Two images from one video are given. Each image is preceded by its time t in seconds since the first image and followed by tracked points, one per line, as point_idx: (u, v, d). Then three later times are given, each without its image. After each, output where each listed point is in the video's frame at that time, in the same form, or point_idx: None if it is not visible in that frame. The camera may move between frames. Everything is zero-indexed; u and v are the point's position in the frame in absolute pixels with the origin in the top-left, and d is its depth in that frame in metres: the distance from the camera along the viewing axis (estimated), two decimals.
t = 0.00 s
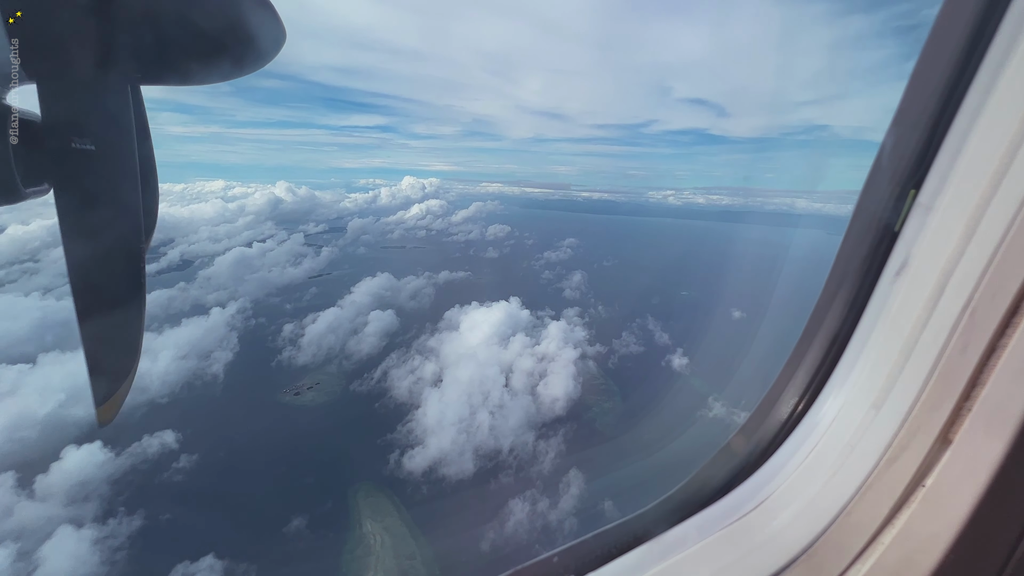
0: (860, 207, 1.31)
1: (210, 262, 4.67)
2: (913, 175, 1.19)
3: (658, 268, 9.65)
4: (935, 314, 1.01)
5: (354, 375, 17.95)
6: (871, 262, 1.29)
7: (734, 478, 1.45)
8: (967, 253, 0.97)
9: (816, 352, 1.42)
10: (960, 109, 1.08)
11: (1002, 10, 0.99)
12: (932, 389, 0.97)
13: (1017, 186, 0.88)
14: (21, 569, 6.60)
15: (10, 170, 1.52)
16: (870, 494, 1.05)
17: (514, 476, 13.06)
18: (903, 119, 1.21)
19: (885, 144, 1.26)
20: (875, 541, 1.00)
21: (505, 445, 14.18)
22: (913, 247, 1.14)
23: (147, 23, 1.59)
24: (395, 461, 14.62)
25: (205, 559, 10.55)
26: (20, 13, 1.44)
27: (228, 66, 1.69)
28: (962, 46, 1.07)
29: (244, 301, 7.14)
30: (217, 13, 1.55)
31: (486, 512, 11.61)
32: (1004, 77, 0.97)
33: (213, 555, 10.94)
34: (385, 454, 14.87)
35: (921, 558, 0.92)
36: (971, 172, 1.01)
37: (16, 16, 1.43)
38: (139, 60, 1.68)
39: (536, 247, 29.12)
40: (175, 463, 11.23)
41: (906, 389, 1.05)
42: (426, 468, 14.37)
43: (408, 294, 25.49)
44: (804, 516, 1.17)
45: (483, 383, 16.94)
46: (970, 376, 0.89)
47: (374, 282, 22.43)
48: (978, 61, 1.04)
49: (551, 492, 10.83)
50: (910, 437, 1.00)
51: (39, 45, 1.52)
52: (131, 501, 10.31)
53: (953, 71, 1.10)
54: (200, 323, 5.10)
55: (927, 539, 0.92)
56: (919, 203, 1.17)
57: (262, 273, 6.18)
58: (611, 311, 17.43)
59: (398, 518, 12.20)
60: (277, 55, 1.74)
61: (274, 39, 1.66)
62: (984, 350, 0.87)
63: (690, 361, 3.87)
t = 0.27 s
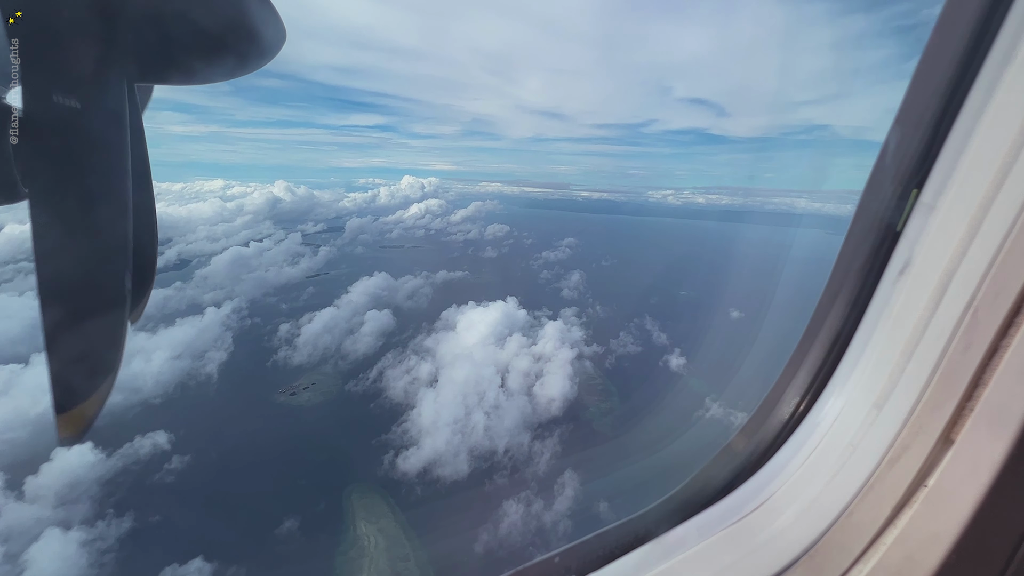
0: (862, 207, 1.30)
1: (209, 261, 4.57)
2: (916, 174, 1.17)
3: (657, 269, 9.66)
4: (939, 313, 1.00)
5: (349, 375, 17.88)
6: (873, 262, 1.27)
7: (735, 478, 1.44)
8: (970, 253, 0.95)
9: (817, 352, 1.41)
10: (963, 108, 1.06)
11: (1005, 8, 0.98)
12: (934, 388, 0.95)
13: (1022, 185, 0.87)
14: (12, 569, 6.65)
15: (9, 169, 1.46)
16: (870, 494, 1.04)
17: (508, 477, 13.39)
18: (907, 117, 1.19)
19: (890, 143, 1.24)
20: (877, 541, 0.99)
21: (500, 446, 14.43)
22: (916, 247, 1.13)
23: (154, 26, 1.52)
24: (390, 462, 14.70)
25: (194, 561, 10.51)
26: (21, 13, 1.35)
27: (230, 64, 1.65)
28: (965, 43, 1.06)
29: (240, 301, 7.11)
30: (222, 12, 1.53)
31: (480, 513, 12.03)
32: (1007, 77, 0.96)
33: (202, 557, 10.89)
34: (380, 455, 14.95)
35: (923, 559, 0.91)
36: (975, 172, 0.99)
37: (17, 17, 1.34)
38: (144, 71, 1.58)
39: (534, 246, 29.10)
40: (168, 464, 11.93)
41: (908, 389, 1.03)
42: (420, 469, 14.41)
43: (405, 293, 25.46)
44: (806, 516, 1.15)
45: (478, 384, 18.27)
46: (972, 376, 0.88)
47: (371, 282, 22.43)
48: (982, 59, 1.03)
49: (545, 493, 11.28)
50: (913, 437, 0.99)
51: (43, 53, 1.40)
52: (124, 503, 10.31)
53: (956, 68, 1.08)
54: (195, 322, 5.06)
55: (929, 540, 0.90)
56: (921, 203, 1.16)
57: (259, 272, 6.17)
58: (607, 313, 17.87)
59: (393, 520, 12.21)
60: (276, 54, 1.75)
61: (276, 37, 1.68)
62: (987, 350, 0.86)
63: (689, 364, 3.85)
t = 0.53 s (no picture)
0: (863, 208, 1.30)
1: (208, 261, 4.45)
2: (918, 176, 1.18)
3: (656, 271, 9.67)
4: (941, 314, 1.00)
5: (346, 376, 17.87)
6: (874, 265, 1.28)
7: (736, 479, 1.44)
8: (971, 256, 0.96)
9: (818, 354, 1.42)
10: (964, 111, 1.06)
11: (1009, 10, 0.98)
12: (936, 391, 0.96)
13: None
14: None
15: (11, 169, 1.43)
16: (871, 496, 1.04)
17: (504, 478, 13.50)
18: (908, 119, 1.19)
19: (892, 145, 1.24)
20: (880, 542, 0.99)
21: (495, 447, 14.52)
22: (919, 250, 1.13)
23: (148, 24, 1.49)
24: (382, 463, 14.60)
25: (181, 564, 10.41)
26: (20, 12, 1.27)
27: (228, 64, 1.64)
28: (967, 48, 1.06)
29: (236, 302, 7.05)
30: (217, 10, 1.50)
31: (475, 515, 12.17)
32: (1010, 79, 0.96)
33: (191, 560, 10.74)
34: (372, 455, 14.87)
35: (925, 561, 0.91)
36: (978, 174, 0.99)
37: (16, 17, 1.26)
38: (138, 68, 1.56)
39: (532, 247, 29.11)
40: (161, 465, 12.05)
41: (911, 390, 1.04)
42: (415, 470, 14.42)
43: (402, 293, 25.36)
44: (808, 517, 1.16)
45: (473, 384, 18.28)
46: (973, 378, 0.89)
47: (368, 281, 22.41)
48: (982, 62, 1.03)
49: (539, 495, 11.51)
50: (915, 439, 0.99)
51: (40, 53, 1.34)
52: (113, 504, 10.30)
53: (958, 69, 1.08)
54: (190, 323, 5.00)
55: (932, 542, 0.90)
56: (923, 204, 1.16)
57: (256, 272, 6.16)
58: (605, 313, 18.14)
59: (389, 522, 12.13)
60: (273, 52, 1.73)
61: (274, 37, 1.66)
62: (989, 351, 0.86)
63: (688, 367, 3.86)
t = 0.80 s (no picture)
0: (864, 208, 1.29)
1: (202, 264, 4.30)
2: (917, 176, 1.18)
3: (655, 271, 9.63)
4: (940, 314, 1.00)
5: (341, 376, 17.81)
6: (874, 265, 1.28)
7: (736, 479, 1.44)
8: (970, 256, 0.96)
9: (818, 353, 1.41)
10: (964, 111, 1.06)
11: (1008, 10, 0.98)
12: (936, 390, 0.96)
13: None
14: None
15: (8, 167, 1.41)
16: (871, 497, 1.04)
17: (498, 480, 13.79)
18: (908, 120, 1.19)
19: (893, 144, 1.23)
20: (880, 542, 0.99)
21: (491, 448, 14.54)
22: (919, 250, 1.12)
23: (150, 23, 1.46)
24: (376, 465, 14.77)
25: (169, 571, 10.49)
26: (21, 13, 1.33)
27: (230, 63, 1.60)
28: (968, 47, 1.06)
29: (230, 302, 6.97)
30: (220, 9, 1.45)
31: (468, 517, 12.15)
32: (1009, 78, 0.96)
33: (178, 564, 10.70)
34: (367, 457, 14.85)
35: (924, 561, 0.91)
36: (978, 174, 0.99)
37: (16, 16, 1.32)
38: (141, 66, 1.53)
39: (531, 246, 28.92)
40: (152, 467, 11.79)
41: (910, 390, 1.04)
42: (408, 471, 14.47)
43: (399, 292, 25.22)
44: (808, 517, 1.16)
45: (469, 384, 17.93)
46: (973, 377, 0.88)
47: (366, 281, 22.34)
48: (983, 62, 1.03)
49: (533, 497, 11.67)
50: (915, 439, 0.99)
51: (40, 53, 1.38)
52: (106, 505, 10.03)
53: (960, 67, 1.08)
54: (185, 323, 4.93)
55: (930, 542, 0.90)
56: (924, 204, 1.16)
57: (253, 272, 6.13)
58: (603, 313, 18.25)
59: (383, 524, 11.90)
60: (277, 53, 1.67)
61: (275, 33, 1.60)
62: (988, 351, 0.86)
63: (687, 367, 3.84)
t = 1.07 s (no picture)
0: (863, 208, 1.30)
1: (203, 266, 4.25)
2: (917, 176, 1.18)
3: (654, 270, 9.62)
4: (940, 314, 1.01)
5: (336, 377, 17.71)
6: (874, 265, 1.28)
7: (736, 478, 1.44)
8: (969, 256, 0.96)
9: (818, 353, 1.42)
10: (964, 111, 1.07)
11: (1008, 10, 0.98)
12: (935, 389, 0.96)
13: None
14: None
15: (10, 169, 1.42)
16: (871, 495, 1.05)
17: (494, 482, 13.93)
18: (908, 119, 1.19)
19: (892, 144, 1.24)
20: (879, 541, 1.00)
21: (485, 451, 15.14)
22: (919, 250, 1.13)
23: (153, 24, 1.47)
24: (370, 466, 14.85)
25: None
26: (21, 12, 1.31)
27: (233, 63, 1.59)
28: (967, 47, 1.06)
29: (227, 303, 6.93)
30: (218, 11, 1.47)
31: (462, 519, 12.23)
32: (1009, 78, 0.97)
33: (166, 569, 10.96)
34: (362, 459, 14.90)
35: (925, 559, 0.91)
36: (977, 174, 1.00)
37: (16, 16, 1.30)
38: (143, 68, 1.53)
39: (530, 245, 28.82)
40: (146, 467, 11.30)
41: (910, 389, 1.04)
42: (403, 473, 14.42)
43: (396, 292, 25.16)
44: (808, 515, 1.16)
45: (465, 385, 17.93)
46: (973, 376, 0.89)
47: (363, 281, 22.26)
48: (982, 63, 1.04)
49: (527, 499, 11.78)
50: (915, 438, 0.99)
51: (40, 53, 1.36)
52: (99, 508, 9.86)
53: (960, 67, 1.08)
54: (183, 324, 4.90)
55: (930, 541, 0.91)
56: (923, 204, 1.17)
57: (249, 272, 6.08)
58: (600, 312, 18.46)
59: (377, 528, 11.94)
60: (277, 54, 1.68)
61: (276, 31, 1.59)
62: (987, 351, 0.87)
63: (685, 368, 3.84)
